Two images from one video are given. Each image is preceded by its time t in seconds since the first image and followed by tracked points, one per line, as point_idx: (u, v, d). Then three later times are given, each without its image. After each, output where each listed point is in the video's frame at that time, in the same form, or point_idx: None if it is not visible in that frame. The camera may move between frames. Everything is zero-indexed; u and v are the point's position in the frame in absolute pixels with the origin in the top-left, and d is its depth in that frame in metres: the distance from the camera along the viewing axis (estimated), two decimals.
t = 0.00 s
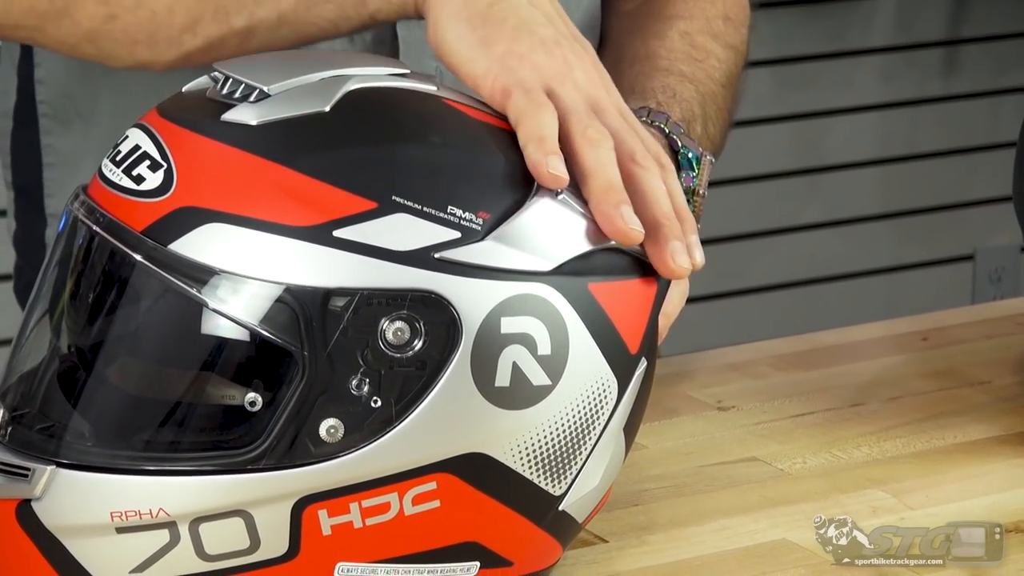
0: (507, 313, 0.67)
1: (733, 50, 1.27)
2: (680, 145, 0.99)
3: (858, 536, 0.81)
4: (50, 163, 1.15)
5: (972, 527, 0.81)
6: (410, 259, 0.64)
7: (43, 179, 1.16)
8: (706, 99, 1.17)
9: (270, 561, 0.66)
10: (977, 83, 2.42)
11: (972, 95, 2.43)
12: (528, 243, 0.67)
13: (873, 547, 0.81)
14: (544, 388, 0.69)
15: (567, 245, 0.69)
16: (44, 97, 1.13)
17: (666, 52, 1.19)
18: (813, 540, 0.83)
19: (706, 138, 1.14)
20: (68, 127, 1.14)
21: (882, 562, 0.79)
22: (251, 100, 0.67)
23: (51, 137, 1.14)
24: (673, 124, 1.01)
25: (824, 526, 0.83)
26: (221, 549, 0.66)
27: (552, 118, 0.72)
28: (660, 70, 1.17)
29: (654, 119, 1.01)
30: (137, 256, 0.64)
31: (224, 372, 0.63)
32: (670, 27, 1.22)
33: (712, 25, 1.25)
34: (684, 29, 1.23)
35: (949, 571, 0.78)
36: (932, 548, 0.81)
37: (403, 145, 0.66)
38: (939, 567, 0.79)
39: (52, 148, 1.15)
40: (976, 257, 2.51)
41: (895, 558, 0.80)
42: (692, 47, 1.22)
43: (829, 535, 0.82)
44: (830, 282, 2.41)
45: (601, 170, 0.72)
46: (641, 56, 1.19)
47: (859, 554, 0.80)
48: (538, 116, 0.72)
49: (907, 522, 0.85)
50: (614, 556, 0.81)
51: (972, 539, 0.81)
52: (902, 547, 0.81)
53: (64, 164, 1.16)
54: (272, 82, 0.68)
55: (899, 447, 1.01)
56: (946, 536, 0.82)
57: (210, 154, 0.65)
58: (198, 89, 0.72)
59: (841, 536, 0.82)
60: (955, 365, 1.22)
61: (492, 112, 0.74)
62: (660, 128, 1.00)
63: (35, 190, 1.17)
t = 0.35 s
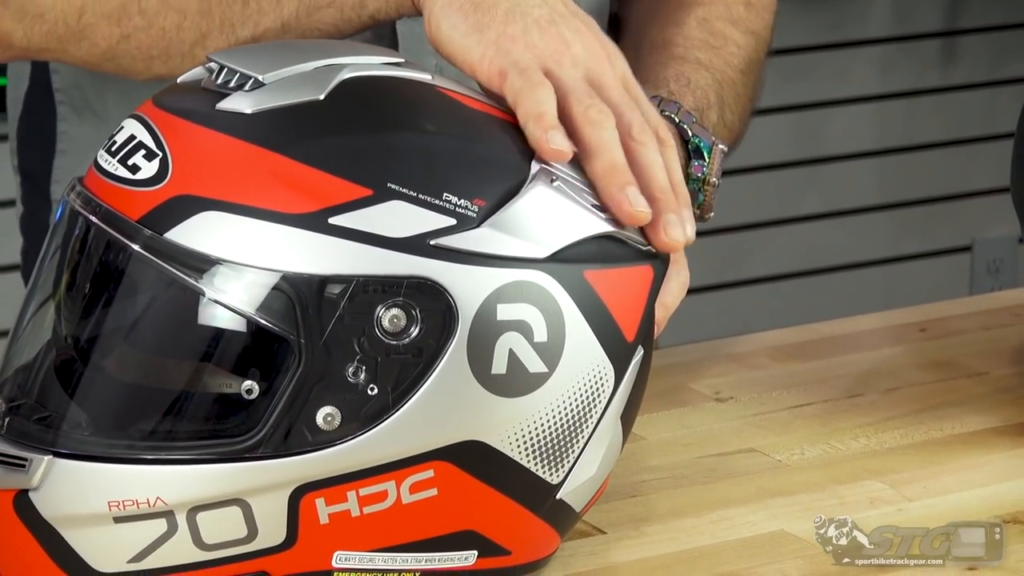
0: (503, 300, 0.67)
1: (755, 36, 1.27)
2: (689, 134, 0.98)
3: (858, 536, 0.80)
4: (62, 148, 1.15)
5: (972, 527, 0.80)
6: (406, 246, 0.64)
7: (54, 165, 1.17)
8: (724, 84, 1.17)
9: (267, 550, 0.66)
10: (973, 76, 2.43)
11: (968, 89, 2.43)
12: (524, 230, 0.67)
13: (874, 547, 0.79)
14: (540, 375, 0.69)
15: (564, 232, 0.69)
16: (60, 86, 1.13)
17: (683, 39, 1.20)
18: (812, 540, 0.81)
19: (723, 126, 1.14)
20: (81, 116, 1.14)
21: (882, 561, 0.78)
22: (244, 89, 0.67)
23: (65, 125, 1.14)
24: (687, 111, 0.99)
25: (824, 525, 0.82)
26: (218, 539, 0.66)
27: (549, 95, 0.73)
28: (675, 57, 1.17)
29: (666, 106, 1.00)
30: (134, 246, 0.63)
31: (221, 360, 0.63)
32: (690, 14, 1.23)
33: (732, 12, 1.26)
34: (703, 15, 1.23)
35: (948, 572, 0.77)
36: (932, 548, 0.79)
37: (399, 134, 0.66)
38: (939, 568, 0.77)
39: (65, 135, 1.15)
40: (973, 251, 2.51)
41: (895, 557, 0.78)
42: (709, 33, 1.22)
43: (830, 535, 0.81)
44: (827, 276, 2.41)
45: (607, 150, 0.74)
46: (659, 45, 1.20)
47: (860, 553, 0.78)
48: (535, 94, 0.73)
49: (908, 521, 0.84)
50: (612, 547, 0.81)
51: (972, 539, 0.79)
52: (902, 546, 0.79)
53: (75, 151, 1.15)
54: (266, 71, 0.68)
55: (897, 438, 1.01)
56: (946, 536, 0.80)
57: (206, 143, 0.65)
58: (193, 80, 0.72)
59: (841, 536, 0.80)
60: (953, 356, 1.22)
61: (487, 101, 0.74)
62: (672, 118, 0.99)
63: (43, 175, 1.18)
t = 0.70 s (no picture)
0: (500, 293, 0.67)
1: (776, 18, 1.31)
2: (740, 114, 1.09)
3: (858, 536, 0.80)
4: (56, 144, 1.06)
5: (972, 528, 0.80)
6: (404, 240, 0.64)
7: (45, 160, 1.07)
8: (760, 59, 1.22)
9: (264, 543, 0.66)
10: (971, 68, 2.42)
11: (965, 81, 2.43)
12: (522, 223, 0.68)
13: (873, 547, 0.78)
14: (538, 368, 0.69)
15: (562, 225, 0.69)
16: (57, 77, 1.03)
17: (716, 22, 1.23)
18: (812, 540, 0.80)
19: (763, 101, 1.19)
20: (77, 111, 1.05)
21: (882, 561, 0.77)
22: (243, 82, 0.67)
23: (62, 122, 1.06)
24: (734, 93, 1.10)
25: (825, 526, 0.81)
26: (216, 531, 0.66)
27: (489, 59, 0.78)
28: (713, 35, 1.21)
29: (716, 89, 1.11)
30: (131, 238, 0.63)
31: (218, 352, 0.63)
32: None
33: None
34: None
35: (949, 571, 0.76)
36: (932, 547, 0.79)
37: (397, 127, 0.66)
38: (939, 568, 0.77)
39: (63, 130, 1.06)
40: (970, 243, 2.51)
41: (894, 558, 0.77)
42: (741, 12, 1.27)
43: (830, 535, 0.80)
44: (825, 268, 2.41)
45: (529, 77, 0.78)
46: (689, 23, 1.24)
47: (860, 554, 0.78)
48: (476, 64, 0.78)
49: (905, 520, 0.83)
50: (609, 538, 0.81)
51: (972, 539, 0.79)
52: (902, 547, 0.79)
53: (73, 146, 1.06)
54: (264, 64, 0.68)
55: (894, 430, 1.01)
56: (946, 536, 0.80)
57: (204, 136, 0.65)
58: (192, 72, 0.72)
59: (841, 536, 0.80)
60: (950, 348, 1.22)
61: (486, 93, 0.74)
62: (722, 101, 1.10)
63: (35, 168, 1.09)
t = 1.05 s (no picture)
0: (499, 289, 0.66)
1: None
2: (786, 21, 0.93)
3: (858, 536, 0.79)
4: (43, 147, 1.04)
5: (972, 528, 0.80)
6: (403, 236, 0.64)
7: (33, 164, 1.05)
8: None
9: (263, 537, 0.66)
10: (969, 61, 2.42)
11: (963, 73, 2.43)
12: (521, 219, 0.68)
13: (873, 547, 0.78)
14: (537, 364, 0.69)
15: (562, 221, 0.69)
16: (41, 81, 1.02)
17: None
18: (812, 539, 0.80)
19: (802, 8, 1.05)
20: (64, 112, 1.03)
21: (881, 561, 0.77)
22: (243, 77, 0.67)
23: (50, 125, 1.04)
24: None
25: (825, 525, 0.81)
26: (214, 526, 0.66)
27: None
28: None
29: None
30: (130, 233, 0.63)
31: (217, 347, 0.63)
32: None
33: None
34: None
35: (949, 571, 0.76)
36: (932, 548, 0.78)
37: (396, 122, 0.66)
38: (939, 567, 0.77)
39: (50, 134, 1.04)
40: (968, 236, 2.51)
41: (895, 558, 0.77)
42: None
43: (830, 535, 0.79)
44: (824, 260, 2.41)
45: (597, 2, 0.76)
46: None
47: (860, 554, 0.77)
48: None
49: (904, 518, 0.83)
50: (607, 532, 0.81)
51: (972, 539, 0.78)
52: (902, 547, 0.78)
53: (60, 148, 1.05)
54: (263, 58, 0.68)
55: (892, 424, 1.01)
56: (945, 536, 0.79)
57: (203, 130, 0.64)
58: (191, 66, 0.72)
59: (841, 535, 0.79)
60: (948, 343, 1.22)
61: (487, 88, 0.74)
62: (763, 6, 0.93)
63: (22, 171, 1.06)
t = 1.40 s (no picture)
0: (499, 284, 0.66)
1: None
2: None
3: (859, 536, 0.79)
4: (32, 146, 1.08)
5: (972, 528, 0.79)
6: (403, 231, 0.64)
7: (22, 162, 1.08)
8: None
9: (263, 533, 0.66)
10: (970, 56, 2.42)
11: (964, 68, 2.43)
12: (521, 215, 0.67)
13: (873, 548, 0.78)
14: (538, 360, 0.69)
15: (562, 216, 0.69)
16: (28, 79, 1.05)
17: None
18: (812, 539, 0.79)
19: None
20: (53, 111, 1.07)
21: (882, 561, 0.76)
22: (243, 72, 0.67)
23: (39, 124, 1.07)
24: None
25: (825, 525, 0.80)
26: (214, 521, 0.66)
27: None
28: None
29: None
30: (131, 228, 0.63)
31: (217, 343, 0.63)
32: None
33: None
34: None
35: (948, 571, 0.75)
36: (933, 547, 0.78)
37: (397, 117, 0.66)
38: (939, 567, 0.76)
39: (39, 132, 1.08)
40: (968, 231, 2.51)
41: (894, 558, 0.77)
42: None
43: (830, 535, 0.79)
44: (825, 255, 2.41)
45: None
46: None
47: (860, 554, 0.77)
48: None
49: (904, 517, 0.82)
50: (607, 527, 0.81)
51: (972, 539, 0.78)
52: (902, 546, 0.78)
53: (49, 148, 1.08)
54: (264, 53, 0.67)
55: (893, 419, 1.01)
56: (946, 535, 0.79)
57: (203, 125, 0.64)
58: (191, 61, 0.72)
59: (841, 536, 0.79)
60: (948, 338, 1.22)
61: (487, 83, 0.74)
62: None
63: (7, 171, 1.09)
